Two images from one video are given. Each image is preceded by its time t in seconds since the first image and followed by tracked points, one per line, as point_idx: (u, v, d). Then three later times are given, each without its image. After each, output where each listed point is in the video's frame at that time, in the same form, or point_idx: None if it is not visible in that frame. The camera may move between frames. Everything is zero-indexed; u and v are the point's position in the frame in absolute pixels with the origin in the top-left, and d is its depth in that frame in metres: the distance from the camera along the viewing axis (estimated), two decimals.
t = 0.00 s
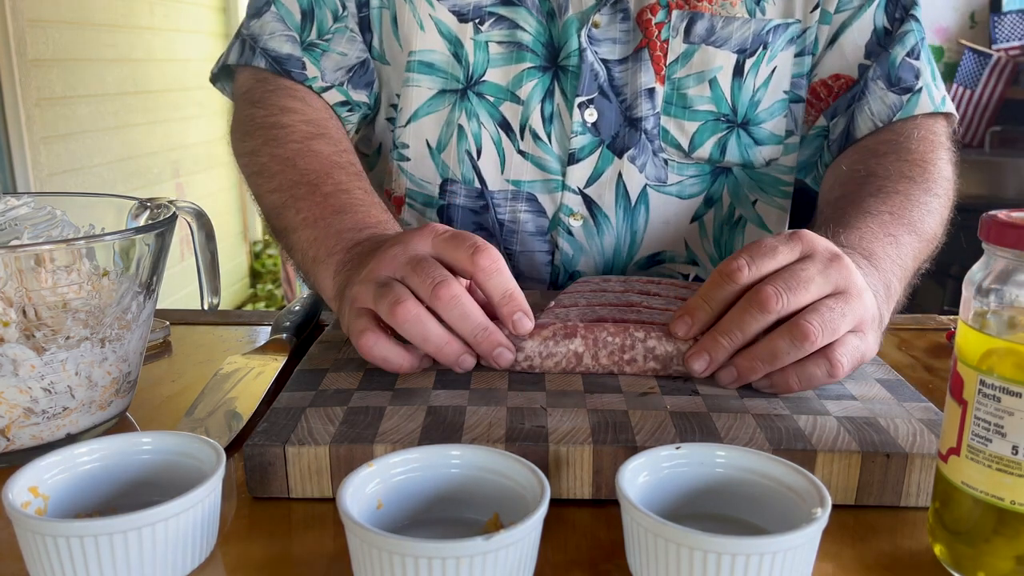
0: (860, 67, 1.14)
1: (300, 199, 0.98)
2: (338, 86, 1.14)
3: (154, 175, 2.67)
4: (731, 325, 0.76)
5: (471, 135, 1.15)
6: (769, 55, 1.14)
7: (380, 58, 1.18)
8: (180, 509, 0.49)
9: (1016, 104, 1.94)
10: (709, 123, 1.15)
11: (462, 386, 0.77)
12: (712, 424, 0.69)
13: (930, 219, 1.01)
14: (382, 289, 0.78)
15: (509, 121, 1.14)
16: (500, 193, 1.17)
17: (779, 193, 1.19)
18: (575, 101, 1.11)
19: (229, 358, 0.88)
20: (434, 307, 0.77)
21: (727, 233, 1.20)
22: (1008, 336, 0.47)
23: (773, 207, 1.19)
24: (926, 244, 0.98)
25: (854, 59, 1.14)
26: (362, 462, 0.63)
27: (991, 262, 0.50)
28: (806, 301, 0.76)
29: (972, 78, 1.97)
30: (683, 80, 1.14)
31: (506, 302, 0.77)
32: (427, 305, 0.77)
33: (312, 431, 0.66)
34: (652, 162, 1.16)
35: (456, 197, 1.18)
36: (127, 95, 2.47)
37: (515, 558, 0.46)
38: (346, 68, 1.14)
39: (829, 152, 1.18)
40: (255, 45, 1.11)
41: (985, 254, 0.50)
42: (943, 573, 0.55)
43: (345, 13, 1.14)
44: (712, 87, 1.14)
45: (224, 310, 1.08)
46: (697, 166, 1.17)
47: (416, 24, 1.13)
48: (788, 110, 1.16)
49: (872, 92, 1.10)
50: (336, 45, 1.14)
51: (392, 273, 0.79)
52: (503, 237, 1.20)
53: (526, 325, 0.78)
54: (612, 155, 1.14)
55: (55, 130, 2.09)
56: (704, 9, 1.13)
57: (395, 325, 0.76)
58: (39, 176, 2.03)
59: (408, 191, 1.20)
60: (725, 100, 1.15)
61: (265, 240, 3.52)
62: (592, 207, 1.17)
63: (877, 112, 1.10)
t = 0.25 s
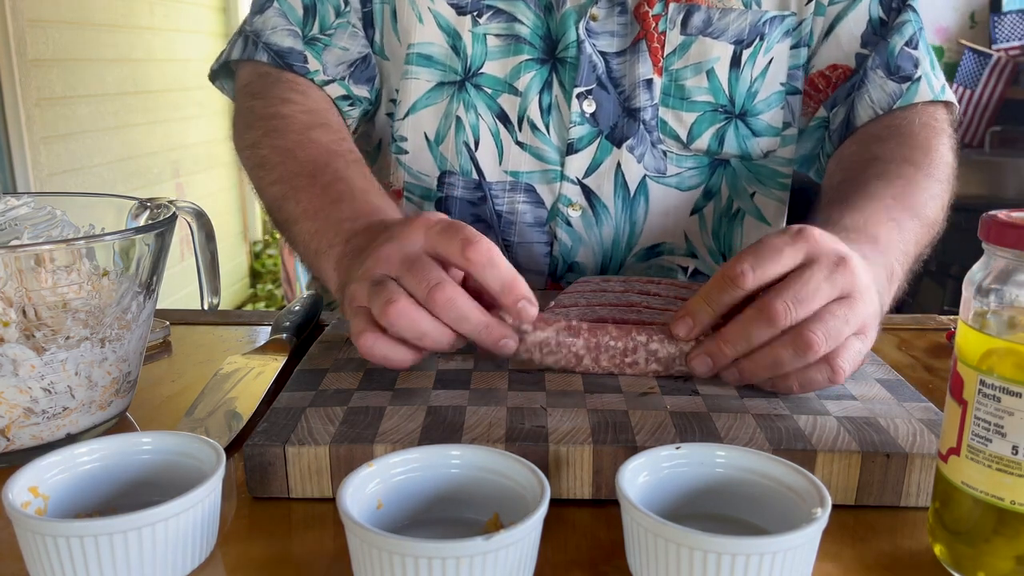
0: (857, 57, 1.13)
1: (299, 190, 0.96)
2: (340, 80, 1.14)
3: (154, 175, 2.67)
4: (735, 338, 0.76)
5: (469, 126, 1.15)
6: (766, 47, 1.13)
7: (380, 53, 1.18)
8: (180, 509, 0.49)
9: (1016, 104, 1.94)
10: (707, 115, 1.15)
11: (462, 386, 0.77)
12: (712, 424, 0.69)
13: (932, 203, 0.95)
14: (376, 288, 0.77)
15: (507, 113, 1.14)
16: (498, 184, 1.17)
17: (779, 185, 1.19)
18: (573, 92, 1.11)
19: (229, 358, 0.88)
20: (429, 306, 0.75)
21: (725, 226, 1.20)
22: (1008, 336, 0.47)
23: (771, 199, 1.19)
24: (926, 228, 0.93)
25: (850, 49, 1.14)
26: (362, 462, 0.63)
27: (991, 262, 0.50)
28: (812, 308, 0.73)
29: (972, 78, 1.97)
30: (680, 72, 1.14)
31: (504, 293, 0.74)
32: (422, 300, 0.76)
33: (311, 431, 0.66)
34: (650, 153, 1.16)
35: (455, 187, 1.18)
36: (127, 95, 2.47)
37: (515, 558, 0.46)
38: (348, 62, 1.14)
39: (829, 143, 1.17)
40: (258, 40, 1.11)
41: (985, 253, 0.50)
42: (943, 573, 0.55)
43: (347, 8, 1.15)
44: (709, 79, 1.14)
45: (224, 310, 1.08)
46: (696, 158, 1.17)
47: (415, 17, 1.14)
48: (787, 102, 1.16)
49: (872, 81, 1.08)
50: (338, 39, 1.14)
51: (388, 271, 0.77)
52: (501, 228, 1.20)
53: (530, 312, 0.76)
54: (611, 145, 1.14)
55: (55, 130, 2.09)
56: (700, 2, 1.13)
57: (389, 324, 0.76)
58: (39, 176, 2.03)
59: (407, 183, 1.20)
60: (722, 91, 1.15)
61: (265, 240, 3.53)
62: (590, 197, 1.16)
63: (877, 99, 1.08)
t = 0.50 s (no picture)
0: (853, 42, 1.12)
1: (298, 171, 0.92)
2: (348, 71, 1.13)
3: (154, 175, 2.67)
4: (739, 363, 0.69)
5: (476, 123, 1.15)
6: (769, 42, 1.14)
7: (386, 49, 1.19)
8: (180, 509, 0.49)
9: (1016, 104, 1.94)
10: (710, 111, 1.15)
11: (462, 386, 0.77)
12: (712, 424, 0.69)
13: (936, 172, 0.93)
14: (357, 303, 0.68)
15: (514, 111, 1.14)
16: (506, 181, 1.17)
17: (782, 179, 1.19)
18: (581, 90, 1.11)
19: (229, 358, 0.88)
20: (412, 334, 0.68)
21: (729, 222, 1.20)
22: (1008, 336, 0.47)
23: (775, 194, 1.19)
24: (931, 197, 0.90)
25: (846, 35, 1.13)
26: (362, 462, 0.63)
27: (991, 261, 0.50)
28: (815, 327, 0.65)
29: (972, 78, 1.97)
30: (683, 69, 1.14)
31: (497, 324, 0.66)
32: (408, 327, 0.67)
33: (312, 431, 0.66)
34: (656, 150, 1.16)
35: (462, 185, 1.18)
36: (127, 95, 2.47)
37: (515, 559, 0.46)
38: (356, 54, 1.14)
39: (828, 129, 1.16)
40: (266, 29, 1.09)
41: (985, 253, 0.50)
42: (943, 573, 0.55)
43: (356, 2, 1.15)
44: (712, 75, 1.14)
45: (224, 310, 1.08)
46: (700, 154, 1.17)
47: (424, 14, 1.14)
48: (790, 97, 1.16)
49: (866, 62, 1.08)
50: (347, 31, 1.13)
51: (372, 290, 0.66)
52: (508, 225, 1.19)
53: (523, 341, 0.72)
54: (618, 143, 1.14)
55: (55, 130, 2.09)
56: None
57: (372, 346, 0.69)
58: (39, 176, 2.03)
59: (415, 180, 1.19)
60: (725, 88, 1.15)
61: (265, 240, 3.53)
62: (597, 194, 1.17)
63: (871, 79, 1.07)
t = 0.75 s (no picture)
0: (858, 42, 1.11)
1: (293, 162, 0.92)
2: (343, 74, 1.13)
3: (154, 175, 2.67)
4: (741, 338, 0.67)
5: (480, 129, 1.15)
6: (774, 47, 1.13)
7: (386, 54, 1.18)
8: (180, 509, 0.49)
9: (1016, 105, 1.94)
10: (715, 117, 1.15)
11: (462, 386, 0.77)
12: (712, 424, 0.69)
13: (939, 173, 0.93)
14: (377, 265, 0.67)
15: (518, 116, 1.14)
16: (509, 188, 1.17)
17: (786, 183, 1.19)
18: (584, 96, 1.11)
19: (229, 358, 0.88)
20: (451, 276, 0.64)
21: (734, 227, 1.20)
22: (1008, 336, 0.47)
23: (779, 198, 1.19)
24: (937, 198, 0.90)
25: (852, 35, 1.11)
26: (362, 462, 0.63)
27: (991, 262, 0.50)
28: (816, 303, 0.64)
29: (972, 78, 1.97)
30: (688, 74, 1.14)
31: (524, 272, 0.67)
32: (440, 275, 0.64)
33: (312, 431, 0.66)
34: (660, 156, 1.16)
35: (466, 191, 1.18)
36: (127, 95, 2.47)
37: (515, 559, 0.46)
38: (351, 58, 1.13)
39: (836, 133, 1.15)
40: (261, 29, 1.10)
41: (985, 253, 0.50)
42: (943, 573, 0.55)
43: (353, 5, 1.14)
44: (717, 81, 1.14)
45: (224, 310, 1.08)
46: (704, 159, 1.17)
47: (426, 21, 1.14)
48: (795, 101, 1.15)
49: (873, 65, 1.07)
50: (343, 35, 1.13)
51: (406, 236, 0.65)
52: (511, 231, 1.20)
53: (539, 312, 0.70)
54: (622, 148, 1.14)
55: (55, 130, 2.09)
56: (707, 4, 1.13)
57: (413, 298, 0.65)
58: (39, 176, 2.03)
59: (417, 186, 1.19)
60: (730, 93, 1.14)
61: (265, 240, 3.53)
62: (602, 200, 1.16)
63: (878, 83, 1.07)
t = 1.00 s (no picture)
0: (858, 48, 1.11)
1: (292, 191, 0.95)
2: (344, 79, 1.12)
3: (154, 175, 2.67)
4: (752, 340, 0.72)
5: (478, 132, 1.15)
6: (774, 48, 1.13)
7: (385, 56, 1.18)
8: (180, 509, 0.49)
9: (1017, 104, 1.94)
10: (715, 118, 1.15)
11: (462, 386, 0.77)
12: (712, 424, 0.69)
13: (943, 210, 0.94)
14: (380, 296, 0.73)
15: (517, 119, 1.14)
16: (507, 191, 1.17)
17: (786, 184, 1.18)
18: (583, 99, 1.11)
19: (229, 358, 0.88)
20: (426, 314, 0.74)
21: (733, 229, 1.20)
22: (1008, 336, 0.47)
23: (778, 200, 1.18)
24: (940, 238, 0.92)
25: (851, 40, 1.11)
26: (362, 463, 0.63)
27: (991, 262, 0.50)
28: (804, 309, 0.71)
29: (972, 78, 1.97)
30: (687, 76, 1.14)
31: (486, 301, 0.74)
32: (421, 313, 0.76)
33: (312, 431, 0.66)
34: (658, 158, 1.16)
35: (464, 194, 1.18)
36: (127, 95, 2.47)
37: (515, 559, 0.46)
38: (353, 62, 1.13)
39: (833, 138, 1.14)
40: (262, 34, 1.09)
41: (985, 253, 0.50)
42: (943, 573, 0.55)
43: (356, 8, 1.13)
44: (717, 82, 1.14)
45: (224, 310, 1.08)
46: (703, 162, 1.17)
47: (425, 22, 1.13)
48: (795, 103, 1.15)
49: (874, 74, 1.06)
50: (345, 38, 1.12)
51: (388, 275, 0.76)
52: (510, 234, 1.20)
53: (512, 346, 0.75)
54: (620, 151, 1.15)
55: (55, 130, 2.09)
56: (708, 4, 1.13)
57: (385, 334, 0.74)
58: (38, 176, 2.03)
59: (416, 189, 1.20)
60: (730, 95, 1.14)
61: (265, 240, 3.53)
62: (600, 204, 1.17)
63: (879, 92, 1.06)
